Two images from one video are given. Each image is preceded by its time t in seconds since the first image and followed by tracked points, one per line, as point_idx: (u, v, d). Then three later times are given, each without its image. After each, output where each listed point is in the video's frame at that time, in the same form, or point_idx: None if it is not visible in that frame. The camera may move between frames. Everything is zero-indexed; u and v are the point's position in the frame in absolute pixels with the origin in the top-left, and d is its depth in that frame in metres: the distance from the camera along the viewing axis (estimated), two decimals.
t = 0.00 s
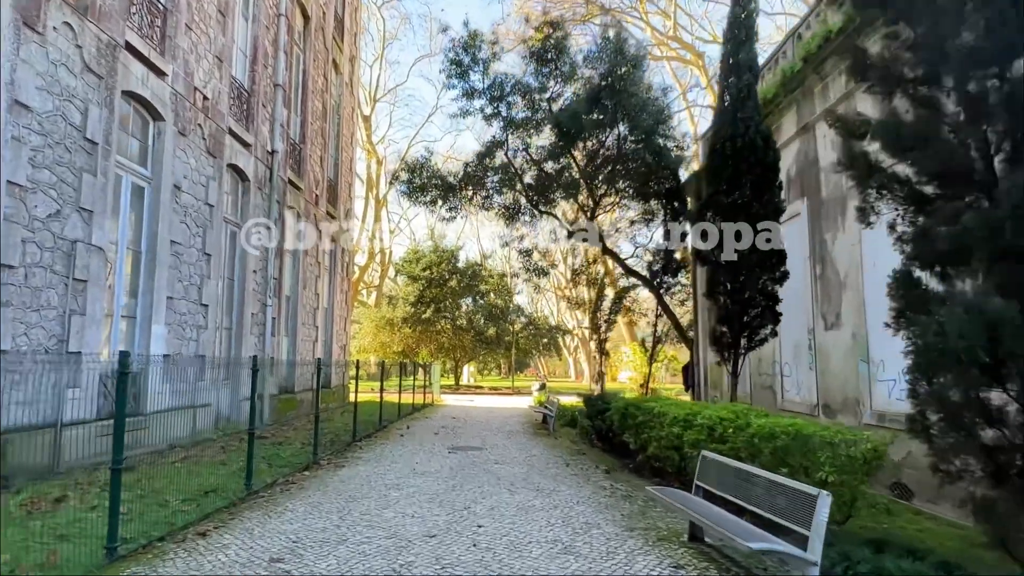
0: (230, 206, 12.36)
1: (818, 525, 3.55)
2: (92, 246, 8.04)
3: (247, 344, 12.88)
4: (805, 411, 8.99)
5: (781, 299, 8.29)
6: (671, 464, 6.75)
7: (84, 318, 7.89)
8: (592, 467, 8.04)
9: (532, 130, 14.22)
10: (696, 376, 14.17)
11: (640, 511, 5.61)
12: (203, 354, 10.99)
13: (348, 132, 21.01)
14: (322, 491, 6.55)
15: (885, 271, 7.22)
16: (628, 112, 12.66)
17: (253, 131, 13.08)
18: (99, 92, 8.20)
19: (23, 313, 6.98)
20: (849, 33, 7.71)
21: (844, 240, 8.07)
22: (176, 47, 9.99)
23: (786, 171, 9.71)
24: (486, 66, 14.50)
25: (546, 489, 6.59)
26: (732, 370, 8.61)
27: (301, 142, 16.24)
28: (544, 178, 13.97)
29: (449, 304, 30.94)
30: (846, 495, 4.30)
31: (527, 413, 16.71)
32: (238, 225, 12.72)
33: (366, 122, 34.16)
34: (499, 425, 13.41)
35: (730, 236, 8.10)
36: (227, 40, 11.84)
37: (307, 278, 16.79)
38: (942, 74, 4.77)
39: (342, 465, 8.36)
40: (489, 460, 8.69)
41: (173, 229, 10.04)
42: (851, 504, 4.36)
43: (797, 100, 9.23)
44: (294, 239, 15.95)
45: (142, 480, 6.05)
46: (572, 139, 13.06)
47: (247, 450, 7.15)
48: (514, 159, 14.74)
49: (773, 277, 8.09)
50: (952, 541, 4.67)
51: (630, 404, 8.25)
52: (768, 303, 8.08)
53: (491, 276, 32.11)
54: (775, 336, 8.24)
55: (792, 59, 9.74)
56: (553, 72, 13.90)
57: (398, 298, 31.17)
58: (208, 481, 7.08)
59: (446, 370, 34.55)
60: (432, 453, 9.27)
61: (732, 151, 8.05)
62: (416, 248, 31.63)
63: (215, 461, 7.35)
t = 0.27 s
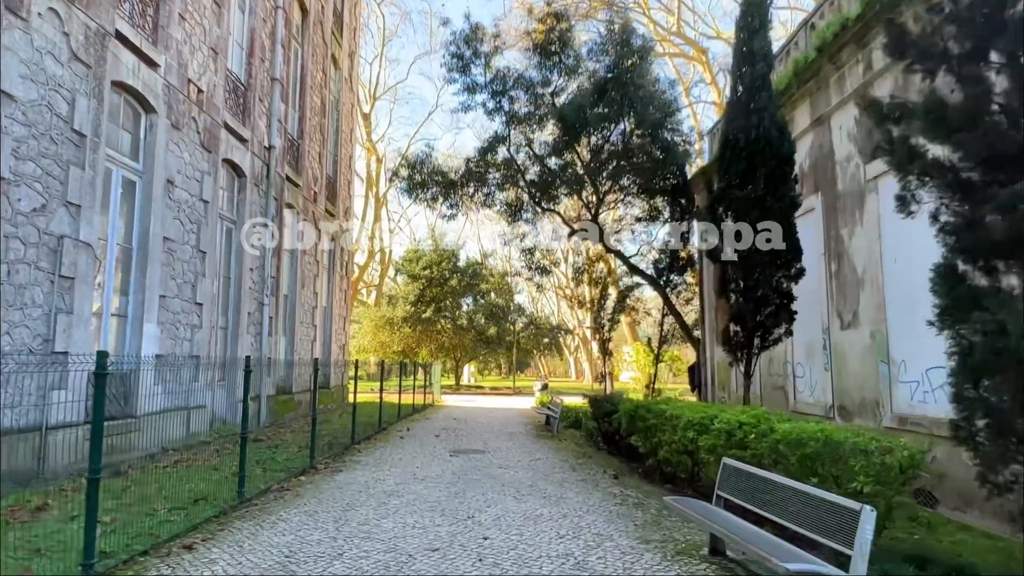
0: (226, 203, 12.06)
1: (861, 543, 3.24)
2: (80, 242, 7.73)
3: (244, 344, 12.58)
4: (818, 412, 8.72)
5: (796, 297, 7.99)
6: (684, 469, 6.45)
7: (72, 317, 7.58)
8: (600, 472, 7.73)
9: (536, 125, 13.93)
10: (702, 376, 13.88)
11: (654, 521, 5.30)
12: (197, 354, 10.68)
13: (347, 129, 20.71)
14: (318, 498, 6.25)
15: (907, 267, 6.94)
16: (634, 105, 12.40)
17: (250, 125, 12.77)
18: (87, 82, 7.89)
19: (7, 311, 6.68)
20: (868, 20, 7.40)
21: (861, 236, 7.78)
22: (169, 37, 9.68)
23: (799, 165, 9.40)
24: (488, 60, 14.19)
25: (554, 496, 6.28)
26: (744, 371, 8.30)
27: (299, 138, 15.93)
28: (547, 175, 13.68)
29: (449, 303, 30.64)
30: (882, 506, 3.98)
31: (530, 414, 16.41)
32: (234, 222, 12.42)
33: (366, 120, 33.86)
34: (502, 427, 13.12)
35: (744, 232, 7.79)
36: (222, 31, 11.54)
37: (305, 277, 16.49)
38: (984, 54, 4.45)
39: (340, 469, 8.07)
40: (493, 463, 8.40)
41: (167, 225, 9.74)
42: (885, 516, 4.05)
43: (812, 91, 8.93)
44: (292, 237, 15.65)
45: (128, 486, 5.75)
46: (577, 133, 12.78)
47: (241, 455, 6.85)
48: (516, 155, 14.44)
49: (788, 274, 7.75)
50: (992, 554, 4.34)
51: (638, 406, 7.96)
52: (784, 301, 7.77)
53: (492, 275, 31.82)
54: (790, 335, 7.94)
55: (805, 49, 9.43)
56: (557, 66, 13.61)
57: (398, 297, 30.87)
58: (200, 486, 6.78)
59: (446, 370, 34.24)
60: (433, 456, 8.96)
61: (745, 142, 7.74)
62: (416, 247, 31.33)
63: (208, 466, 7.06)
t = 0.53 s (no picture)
0: (223, 198, 11.76)
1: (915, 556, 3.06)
2: (69, 236, 7.44)
3: (241, 343, 12.29)
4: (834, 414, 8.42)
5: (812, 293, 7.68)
6: (699, 473, 6.15)
7: (60, 314, 7.29)
8: (610, 476, 7.43)
9: (540, 118, 13.64)
10: (710, 376, 13.58)
11: (672, 530, 5.00)
12: (193, 353, 10.38)
13: (347, 125, 20.42)
14: (316, 503, 5.96)
15: (931, 262, 6.64)
16: (642, 96, 12.17)
17: (247, 119, 12.48)
18: (77, 69, 7.59)
19: None
20: (889, 4, 7.09)
21: (882, 230, 7.46)
22: (163, 26, 9.40)
23: (814, 157, 9.08)
24: (490, 53, 13.90)
25: (564, 502, 5.99)
26: (759, 370, 7.99)
27: (298, 133, 15.65)
28: (552, 170, 13.40)
29: (451, 302, 30.37)
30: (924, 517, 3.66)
31: (533, 415, 16.11)
32: (230, 218, 12.13)
33: (366, 117, 33.60)
34: (505, 427, 12.84)
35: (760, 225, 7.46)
36: (219, 22, 11.25)
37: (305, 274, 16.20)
38: None
39: (339, 472, 7.77)
40: (498, 466, 8.09)
41: (161, 220, 9.45)
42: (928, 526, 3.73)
43: (827, 80, 8.63)
44: (291, 234, 15.35)
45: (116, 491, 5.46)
46: (582, 126, 12.52)
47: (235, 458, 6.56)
48: (520, 150, 14.17)
49: (805, 270, 7.43)
50: None
51: (648, 407, 7.65)
52: (801, 298, 7.46)
53: (494, 274, 31.52)
54: (807, 334, 7.63)
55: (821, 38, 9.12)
56: (561, 59, 13.35)
57: (399, 296, 30.60)
58: (192, 491, 6.49)
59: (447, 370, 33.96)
60: (436, 459, 8.67)
61: (760, 132, 7.44)
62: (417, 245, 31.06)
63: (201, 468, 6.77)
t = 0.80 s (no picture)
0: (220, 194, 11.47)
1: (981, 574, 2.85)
2: (58, 233, 7.15)
3: (239, 343, 12.00)
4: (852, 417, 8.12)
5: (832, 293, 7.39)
6: (718, 480, 5.86)
7: (49, 314, 7.00)
8: (622, 483, 7.14)
9: (545, 114, 13.35)
10: (720, 377, 13.27)
11: (692, 544, 4.70)
12: (189, 354, 10.10)
13: (349, 122, 20.13)
14: (315, 513, 5.67)
15: (958, 259, 6.34)
16: (651, 89, 11.92)
17: (246, 114, 12.19)
18: (66, 60, 7.30)
19: None
20: None
21: (905, 226, 7.16)
22: (158, 17, 9.11)
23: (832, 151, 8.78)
24: (495, 48, 13.61)
25: (575, 512, 5.70)
26: (776, 373, 7.68)
27: (298, 129, 15.36)
28: (557, 166, 13.11)
29: (453, 302, 30.08)
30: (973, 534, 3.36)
31: (538, 417, 15.83)
32: (228, 215, 11.83)
33: (368, 116, 33.32)
34: (510, 430, 12.54)
35: (778, 221, 7.16)
36: (217, 14, 10.97)
37: (305, 274, 15.91)
38: None
39: (339, 479, 7.47)
40: (504, 472, 7.79)
41: (156, 217, 9.15)
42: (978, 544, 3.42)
43: (845, 71, 8.33)
44: (291, 233, 15.06)
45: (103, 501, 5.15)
46: (588, 120, 12.25)
47: (230, 464, 6.26)
48: (524, 147, 13.89)
49: (825, 268, 7.13)
50: None
51: (661, 410, 7.35)
52: (820, 297, 7.16)
53: (497, 274, 31.23)
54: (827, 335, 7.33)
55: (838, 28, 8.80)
56: (567, 53, 13.06)
57: (401, 296, 30.32)
58: (185, 499, 6.19)
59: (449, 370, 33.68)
60: (440, 464, 8.39)
61: (778, 125, 7.14)
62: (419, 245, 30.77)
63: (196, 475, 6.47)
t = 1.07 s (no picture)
0: (217, 188, 11.20)
1: None
2: (46, 227, 6.89)
3: (237, 342, 11.74)
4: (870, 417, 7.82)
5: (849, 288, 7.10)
6: (735, 483, 5.60)
7: (35, 311, 6.73)
8: (631, 487, 6.86)
9: (549, 108, 13.09)
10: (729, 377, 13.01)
11: (711, 554, 4.43)
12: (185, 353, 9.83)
13: (349, 118, 19.87)
14: (311, 520, 5.40)
15: (982, 251, 6.04)
16: (659, 80, 11.71)
17: (243, 108, 11.92)
18: (55, 47, 7.03)
19: None
20: None
21: (926, 219, 6.87)
22: (152, 5, 8.85)
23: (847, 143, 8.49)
24: (497, 41, 13.34)
25: (585, 518, 5.43)
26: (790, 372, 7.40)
27: (297, 125, 15.10)
28: (561, 162, 12.85)
29: (455, 301, 29.82)
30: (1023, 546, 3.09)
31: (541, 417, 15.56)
32: (226, 211, 11.57)
33: (369, 114, 33.06)
34: (513, 431, 12.27)
35: (794, 213, 6.89)
36: (213, 5, 10.70)
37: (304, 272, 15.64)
38: None
39: (338, 482, 7.20)
40: (508, 474, 7.52)
41: (149, 211, 8.88)
42: None
43: (861, 60, 8.05)
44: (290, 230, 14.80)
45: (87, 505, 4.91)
46: (593, 114, 12.01)
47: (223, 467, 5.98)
48: (527, 142, 13.63)
49: (842, 263, 6.85)
50: None
51: (671, 411, 7.08)
52: (837, 293, 6.89)
53: (498, 273, 30.93)
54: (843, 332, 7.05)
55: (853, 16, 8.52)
56: (571, 45, 12.81)
57: (402, 296, 30.06)
58: (176, 504, 5.93)
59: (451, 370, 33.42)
60: (442, 466, 8.11)
61: (794, 114, 6.86)
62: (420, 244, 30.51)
63: (189, 478, 6.22)
